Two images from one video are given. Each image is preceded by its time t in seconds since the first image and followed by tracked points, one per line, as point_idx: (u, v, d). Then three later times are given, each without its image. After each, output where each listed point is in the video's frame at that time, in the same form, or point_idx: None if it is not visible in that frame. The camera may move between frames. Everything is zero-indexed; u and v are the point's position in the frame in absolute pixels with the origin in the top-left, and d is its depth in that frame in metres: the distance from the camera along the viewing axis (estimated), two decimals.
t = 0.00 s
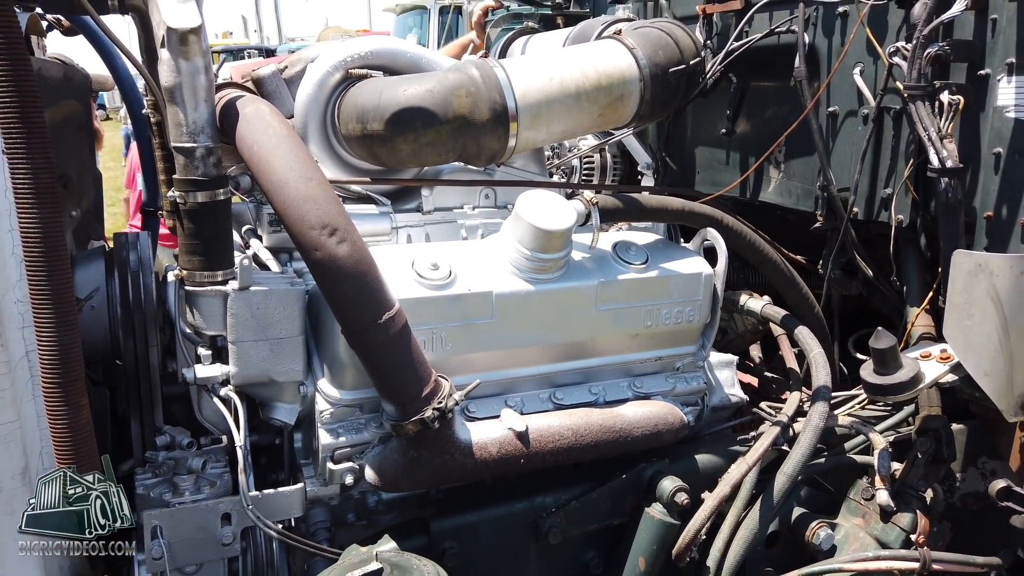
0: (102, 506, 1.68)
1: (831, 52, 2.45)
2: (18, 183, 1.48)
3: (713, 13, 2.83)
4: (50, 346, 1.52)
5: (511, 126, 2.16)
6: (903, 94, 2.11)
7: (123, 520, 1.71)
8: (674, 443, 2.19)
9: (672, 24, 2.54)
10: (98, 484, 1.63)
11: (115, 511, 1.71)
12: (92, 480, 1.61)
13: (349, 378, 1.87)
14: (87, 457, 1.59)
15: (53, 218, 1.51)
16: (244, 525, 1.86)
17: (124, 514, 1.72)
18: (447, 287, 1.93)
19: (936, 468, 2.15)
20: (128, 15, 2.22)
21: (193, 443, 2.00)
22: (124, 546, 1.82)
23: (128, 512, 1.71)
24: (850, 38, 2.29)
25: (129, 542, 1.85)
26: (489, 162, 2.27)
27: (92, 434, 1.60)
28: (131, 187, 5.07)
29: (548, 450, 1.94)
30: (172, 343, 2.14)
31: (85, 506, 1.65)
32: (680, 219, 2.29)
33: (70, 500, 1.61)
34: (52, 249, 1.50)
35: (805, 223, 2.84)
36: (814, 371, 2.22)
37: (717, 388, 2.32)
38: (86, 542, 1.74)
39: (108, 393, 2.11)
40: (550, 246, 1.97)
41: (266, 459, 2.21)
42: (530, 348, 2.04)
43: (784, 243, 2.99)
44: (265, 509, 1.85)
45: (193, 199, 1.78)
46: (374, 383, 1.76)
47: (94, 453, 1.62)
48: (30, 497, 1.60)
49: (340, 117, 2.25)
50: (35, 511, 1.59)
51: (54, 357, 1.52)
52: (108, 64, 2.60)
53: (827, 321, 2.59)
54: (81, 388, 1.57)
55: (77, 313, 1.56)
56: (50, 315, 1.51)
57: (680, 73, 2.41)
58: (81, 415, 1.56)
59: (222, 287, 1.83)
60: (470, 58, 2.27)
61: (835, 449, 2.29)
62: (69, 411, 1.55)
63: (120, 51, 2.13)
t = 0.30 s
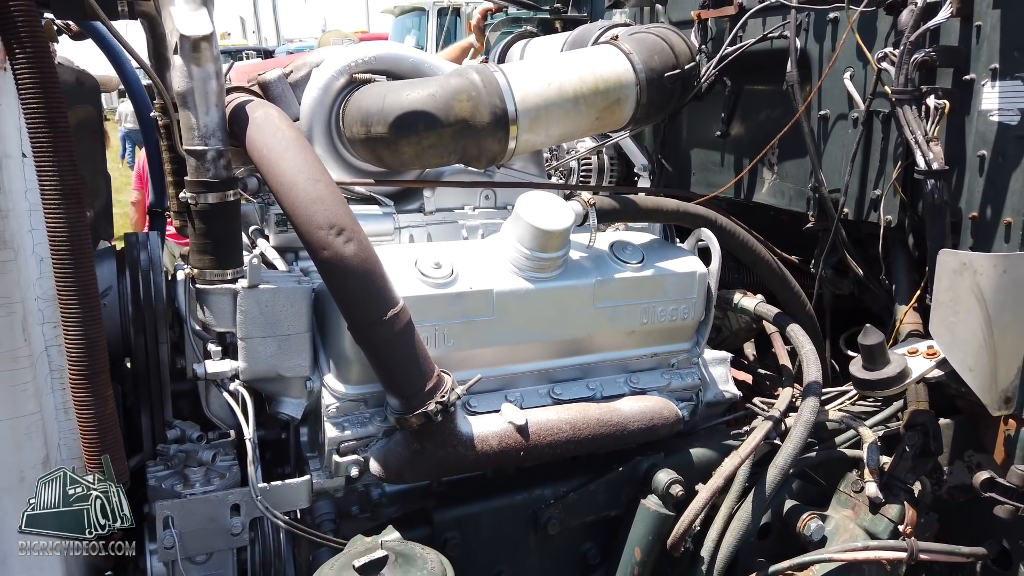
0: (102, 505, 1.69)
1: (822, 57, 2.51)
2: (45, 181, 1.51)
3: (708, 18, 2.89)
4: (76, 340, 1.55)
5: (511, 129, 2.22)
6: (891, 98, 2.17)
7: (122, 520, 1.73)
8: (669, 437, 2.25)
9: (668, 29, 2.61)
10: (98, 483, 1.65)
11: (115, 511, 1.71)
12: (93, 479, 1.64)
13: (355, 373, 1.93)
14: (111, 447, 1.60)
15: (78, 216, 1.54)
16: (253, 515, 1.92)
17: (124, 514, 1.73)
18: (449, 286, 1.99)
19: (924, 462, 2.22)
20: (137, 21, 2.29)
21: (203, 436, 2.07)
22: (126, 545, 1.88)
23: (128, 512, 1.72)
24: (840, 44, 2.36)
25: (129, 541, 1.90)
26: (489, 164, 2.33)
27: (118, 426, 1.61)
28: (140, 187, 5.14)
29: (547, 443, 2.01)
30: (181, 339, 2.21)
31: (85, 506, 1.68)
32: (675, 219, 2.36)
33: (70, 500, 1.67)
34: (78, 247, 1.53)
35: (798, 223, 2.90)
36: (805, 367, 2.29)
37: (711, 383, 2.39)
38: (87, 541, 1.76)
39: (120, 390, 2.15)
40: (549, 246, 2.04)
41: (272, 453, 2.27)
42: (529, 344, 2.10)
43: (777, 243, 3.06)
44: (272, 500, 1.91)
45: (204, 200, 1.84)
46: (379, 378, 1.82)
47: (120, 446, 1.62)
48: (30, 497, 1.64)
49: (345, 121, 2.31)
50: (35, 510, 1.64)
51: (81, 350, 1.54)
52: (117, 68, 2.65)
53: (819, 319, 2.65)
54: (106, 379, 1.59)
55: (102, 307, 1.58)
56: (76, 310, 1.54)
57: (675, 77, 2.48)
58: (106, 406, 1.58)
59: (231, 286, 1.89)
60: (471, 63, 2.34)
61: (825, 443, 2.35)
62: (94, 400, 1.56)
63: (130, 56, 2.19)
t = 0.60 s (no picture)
0: (102, 506, 1.77)
1: (808, 61, 2.59)
2: (64, 183, 1.62)
3: (698, 23, 2.96)
4: (92, 332, 1.66)
5: (507, 131, 2.29)
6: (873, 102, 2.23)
7: (122, 521, 1.79)
8: (659, 429, 2.32)
9: (659, 34, 2.68)
10: (98, 484, 1.76)
11: (115, 511, 1.78)
12: (91, 481, 1.75)
13: (356, 367, 2.00)
14: (126, 435, 1.70)
15: (94, 215, 1.65)
16: (257, 505, 1.99)
17: (124, 514, 1.79)
18: (447, 283, 2.06)
19: (907, 453, 2.29)
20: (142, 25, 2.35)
21: (209, 429, 2.13)
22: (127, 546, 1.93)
23: (128, 512, 1.79)
24: (825, 49, 2.43)
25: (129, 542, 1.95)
26: (485, 165, 2.40)
27: (131, 415, 1.72)
28: (142, 183, 5.21)
29: (542, 434, 2.08)
30: (185, 335, 2.27)
31: (85, 506, 1.75)
32: (665, 218, 2.43)
33: (70, 500, 1.73)
34: (95, 245, 1.65)
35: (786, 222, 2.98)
36: (792, 361, 2.36)
37: (701, 378, 2.46)
38: (87, 543, 1.81)
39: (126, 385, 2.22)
40: (544, 244, 2.11)
41: (274, 446, 2.33)
42: (524, 339, 2.17)
43: (767, 242, 3.13)
44: (276, 490, 1.97)
45: (210, 200, 1.91)
46: (379, 371, 1.88)
47: (132, 435, 1.73)
48: (29, 498, 1.69)
49: (345, 123, 2.38)
50: (35, 511, 1.69)
51: (97, 341, 1.66)
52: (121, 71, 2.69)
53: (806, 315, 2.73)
54: (120, 370, 1.70)
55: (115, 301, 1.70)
56: (93, 303, 1.65)
57: (665, 81, 2.56)
58: (121, 395, 1.69)
59: (236, 283, 1.96)
60: (468, 67, 2.40)
61: (811, 435, 2.42)
62: (110, 390, 1.67)
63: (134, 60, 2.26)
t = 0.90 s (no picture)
0: (102, 506, 1.84)
1: (790, 64, 2.67)
2: (73, 183, 1.72)
3: (684, 26, 3.04)
4: (98, 324, 1.75)
5: (498, 132, 2.36)
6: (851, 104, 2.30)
7: (122, 520, 1.87)
8: (646, 421, 2.40)
9: (645, 37, 2.76)
10: (98, 484, 1.84)
11: (115, 511, 1.86)
12: (91, 480, 1.83)
13: (352, 360, 2.06)
14: (127, 423, 1.79)
15: (100, 213, 1.74)
16: (256, 495, 2.05)
17: (124, 515, 1.87)
18: (440, 279, 2.13)
19: (885, 442, 2.38)
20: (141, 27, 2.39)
21: (208, 422, 2.19)
22: (127, 546, 1.98)
23: (128, 512, 1.87)
24: (805, 52, 2.51)
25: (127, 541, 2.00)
26: (477, 165, 2.47)
27: (133, 405, 1.79)
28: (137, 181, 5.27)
29: (532, 425, 2.15)
30: (184, 331, 2.34)
31: (85, 506, 1.82)
32: (651, 217, 2.51)
33: (70, 500, 1.79)
34: (101, 242, 1.74)
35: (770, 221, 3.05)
36: (774, 355, 2.44)
37: (687, 371, 2.54)
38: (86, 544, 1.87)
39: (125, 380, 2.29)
40: (533, 241, 2.18)
41: (271, 439, 2.39)
42: (515, 333, 2.24)
43: (752, 240, 3.21)
44: (274, 480, 2.03)
45: (210, 199, 1.97)
46: (374, 364, 1.95)
47: (134, 425, 1.81)
48: (29, 497, 1.75)
49: (340, 124, 2.44)
50: (35, 511, 1.75)
51: (102, 334, 1.75)
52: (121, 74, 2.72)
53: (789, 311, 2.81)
54: (125, 363, 1.78)
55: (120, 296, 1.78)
56: (99, 298, 1.74)
57: (652, 83, 2.64)
58: (124, 386, 1.78)
59: (235, 279, 2.02)
60: (460, 70, 2.47)
61: (793, 427, 2.50)
62: (113, 381, 1.76)
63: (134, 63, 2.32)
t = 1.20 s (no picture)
0: (102, 506, 1.91)
1: (769, 69, 2.75)
2: (79, 183, 1.83)
3: (668, 32, 3.11)
4: (103, 317, 1.85)
5: (487, 134, 2.43)
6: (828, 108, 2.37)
7: (122, 520, 1.94)
8: (632, 416, 2.47)
9: (630, 43, 2.84)
10: (98, 484, 1.90)
11: (114, 511, 1.93)
12: (92, 480, 1.89)
13: (345, 355, 2.12)
14: (132, 414, 1.87)
15: (106, 213, 1.87)
16: (251, 487, 2.10)
17: (123, 515, 1.94)
18: (430, 277, 2.19)
19: (862, 435, 2.47)
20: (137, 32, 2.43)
21: (205, 417, 2.26)
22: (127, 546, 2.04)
23: (127, 512, 1.94)
24: (784, 58, 2.59)
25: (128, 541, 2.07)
26: (467, 166, 2.53)
27: (137, 396, 1.88)
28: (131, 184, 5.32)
29: (520, 418, 2.21)
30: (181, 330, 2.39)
31: (86, 506, 1.88)
32: (636, 217, 2.58)
33: (70, 500, 1.85)
34: (107, 238, 1.86)
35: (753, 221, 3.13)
36: (755, 351, 2.51)
37: (671, 368, 2.61)
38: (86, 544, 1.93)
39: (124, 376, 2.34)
40: (521, 240, 2.25)
41: (266, 435, 2.45)
42: (504, 330, 2.31)
43: (735, 240, 3.29)
44: (270, 473, 2.08)
45: (208, 199, 2.03)
46: (367, 360, 2.01)
47: (138, 415, 1.90)
48: (30, 497, 1.80)
49: (333, 127, 2.50)
50: (35, 510, 1.80)
51: (108, 327, 1.85)
52: (118, 79, 2.77)
53: (770, 309, 2.88)
54: (129, 355, 1.88)
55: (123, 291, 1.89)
56: (105, 292, 1.84)
57: (636, 87, 2.71)
58: (129, 377, 1.87)
59: (232, 277, 2.08)
60: (450, 75, 2.54)
61: (774, 421, 2.57)
62: (119, 373, 1.85)
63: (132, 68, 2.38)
